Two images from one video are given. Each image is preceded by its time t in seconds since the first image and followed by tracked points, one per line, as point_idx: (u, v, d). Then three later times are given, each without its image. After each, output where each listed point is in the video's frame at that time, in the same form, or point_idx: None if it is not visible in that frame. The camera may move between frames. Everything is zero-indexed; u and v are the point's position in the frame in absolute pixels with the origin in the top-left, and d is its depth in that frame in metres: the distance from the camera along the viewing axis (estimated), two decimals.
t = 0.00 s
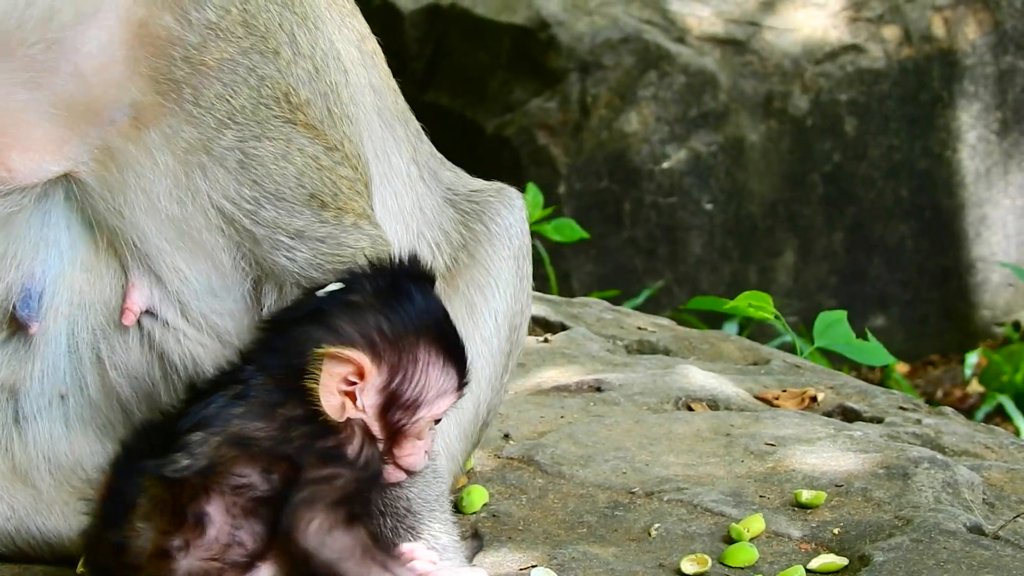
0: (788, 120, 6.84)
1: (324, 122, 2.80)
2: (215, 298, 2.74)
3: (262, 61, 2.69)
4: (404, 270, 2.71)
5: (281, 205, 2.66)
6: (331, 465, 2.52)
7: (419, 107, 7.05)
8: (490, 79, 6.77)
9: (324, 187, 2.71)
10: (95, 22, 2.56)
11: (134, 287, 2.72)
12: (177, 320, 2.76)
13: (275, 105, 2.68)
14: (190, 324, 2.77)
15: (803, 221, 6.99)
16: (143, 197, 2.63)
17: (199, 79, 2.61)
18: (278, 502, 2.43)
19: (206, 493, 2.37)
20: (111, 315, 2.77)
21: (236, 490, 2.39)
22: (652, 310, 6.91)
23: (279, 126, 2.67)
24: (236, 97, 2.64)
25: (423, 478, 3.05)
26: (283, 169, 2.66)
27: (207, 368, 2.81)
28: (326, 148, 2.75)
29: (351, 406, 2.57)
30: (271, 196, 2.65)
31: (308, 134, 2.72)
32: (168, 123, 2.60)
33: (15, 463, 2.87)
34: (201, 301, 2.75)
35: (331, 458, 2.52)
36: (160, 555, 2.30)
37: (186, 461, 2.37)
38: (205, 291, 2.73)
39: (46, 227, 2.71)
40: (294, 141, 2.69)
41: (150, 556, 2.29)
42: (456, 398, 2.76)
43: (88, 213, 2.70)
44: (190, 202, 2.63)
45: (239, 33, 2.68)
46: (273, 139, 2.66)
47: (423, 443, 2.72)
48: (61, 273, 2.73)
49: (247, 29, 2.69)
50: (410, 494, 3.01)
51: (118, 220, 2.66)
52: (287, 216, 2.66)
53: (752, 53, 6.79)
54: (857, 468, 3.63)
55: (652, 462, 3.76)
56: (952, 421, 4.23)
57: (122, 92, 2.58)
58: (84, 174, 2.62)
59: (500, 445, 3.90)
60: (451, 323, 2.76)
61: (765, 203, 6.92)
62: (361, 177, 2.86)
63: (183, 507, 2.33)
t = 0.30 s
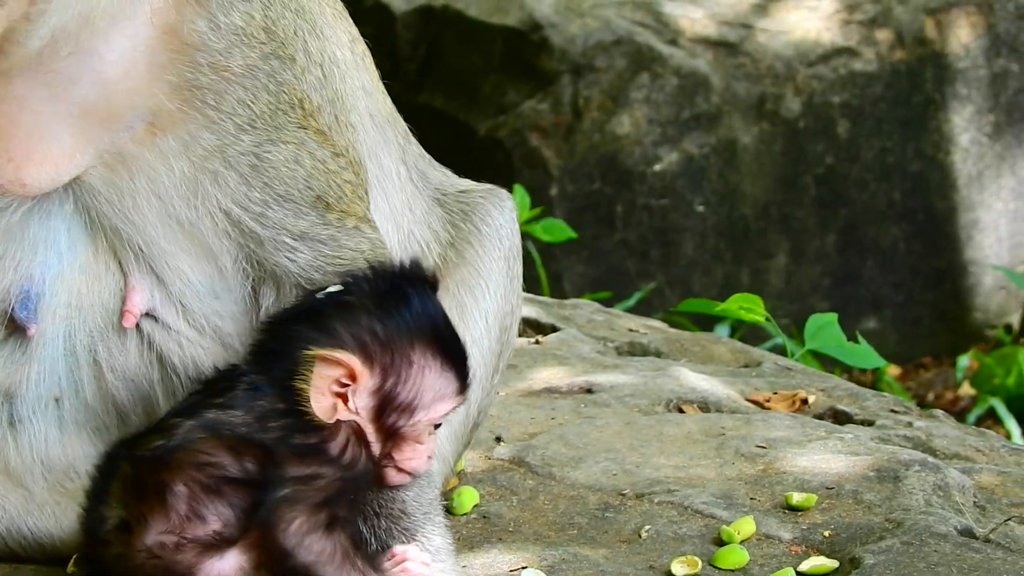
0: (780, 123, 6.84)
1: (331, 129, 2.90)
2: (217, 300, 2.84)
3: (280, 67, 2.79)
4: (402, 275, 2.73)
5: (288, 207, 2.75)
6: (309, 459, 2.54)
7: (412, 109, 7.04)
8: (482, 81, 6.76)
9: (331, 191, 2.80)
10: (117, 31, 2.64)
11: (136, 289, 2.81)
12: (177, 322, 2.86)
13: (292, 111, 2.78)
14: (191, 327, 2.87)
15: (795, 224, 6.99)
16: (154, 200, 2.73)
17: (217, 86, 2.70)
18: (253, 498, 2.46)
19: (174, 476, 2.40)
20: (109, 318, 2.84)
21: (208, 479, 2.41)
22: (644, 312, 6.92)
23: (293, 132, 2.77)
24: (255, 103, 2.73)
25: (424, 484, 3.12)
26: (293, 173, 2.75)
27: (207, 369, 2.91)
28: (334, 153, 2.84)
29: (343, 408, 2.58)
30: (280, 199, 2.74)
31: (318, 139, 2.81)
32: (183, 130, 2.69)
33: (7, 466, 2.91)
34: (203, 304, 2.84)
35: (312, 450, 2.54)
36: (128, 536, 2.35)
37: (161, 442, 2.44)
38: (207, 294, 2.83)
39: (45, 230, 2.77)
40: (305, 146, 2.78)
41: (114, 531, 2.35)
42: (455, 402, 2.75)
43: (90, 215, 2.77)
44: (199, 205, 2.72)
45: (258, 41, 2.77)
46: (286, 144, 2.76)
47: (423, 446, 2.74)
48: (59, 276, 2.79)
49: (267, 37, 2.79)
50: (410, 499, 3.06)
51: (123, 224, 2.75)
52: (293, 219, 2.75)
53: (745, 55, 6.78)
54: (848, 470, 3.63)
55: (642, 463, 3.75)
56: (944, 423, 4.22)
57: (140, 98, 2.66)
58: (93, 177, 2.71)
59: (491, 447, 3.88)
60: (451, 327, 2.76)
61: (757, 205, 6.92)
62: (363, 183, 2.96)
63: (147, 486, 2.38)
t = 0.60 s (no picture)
0: (772, 126, 6.83)
1: (329, 129, 2.93)
2: (216, 300, 2.85)
3: (285, 69, 2.81)
4: (441, 290, 2.75)
5: (291, 206, 2.77)
6: (343, 454, 2.55)
7: (404, 111, 7.03)
8: (474, 83, 6.74)
9: (332, 191, 2.83)
10: (129, 33, 2.61)
11: (134, 290, 2.81)
12: (176, 323, 2.86)
13: (295, 112, 2.80)
14: (189, 328, 2.87)
15: (786, 227, 7.00)
16: (155, 200, 2.73)
17: (224, 87, 2.71)
18: (295, 495, 2.51)
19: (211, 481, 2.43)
20: (106, 318, 2.83)
21: (247, 485, 2.45)
22: (636, 315, 6.91)
23: (296, 133, 2.80)
24: (261, 103, 2.75)
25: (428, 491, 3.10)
26: (296, 173, 2.78)
27: (206, 368, 2.92)
28: (333, 152, 2.88)
29: (383, 423, 2.59)
30: (282, 198, 2.76)
31: (319, 139, 2.85)
32: (188, 131, 2.70)
33: None
34: (201, 304, 2.85)
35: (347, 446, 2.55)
36: (156, 529, 2.38)
37: (200, 447, 2.46)
38: (205, 294, 2.84)
39: (43, 230, 2.75)
40: (308, 146, 2.81)
41: (143, 520, 2.38)
42: (491, 413, 2.75)
43: (87, 215, 2.76)
44: (202, 205, 2.73)
45: (264, 42, 2.78)
46: (289, 144, 2.78)
47: (459, 458, 2.72)
48: (56, 276, 2.77)
49: (273, 37, 2.81)
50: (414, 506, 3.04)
51: (122, 224, 2.75)
52: (295, 217, 2.77)
53: (737, 58, 6.77)
54: (842, 472, 3.61)
55: (637, 464, 3.73)
56: (938, 425, 4.22)
57: (147, 101, 2.65)
58: (95, 178, 2.70)
59: (484, 447, 3.86)
60: (489, 340, 2.77)
61: (749, 208, 6.93)
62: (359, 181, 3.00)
63: (182, 486, 2.41)
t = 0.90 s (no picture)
0: (783, 120, 6.83)
1: (336, 125, 2.95)
2: (220, 296, 2.88)
3: (291, 65, 2.83)
4: (431, 276, 2.76)
5: (296, 201, 2.79)
6: (343, 446, 2.55)
7: (413, 109, 7.06)
8: (483, 81, 6.75)
9: (337, 186, 2.85)
10: (136, 33, 2.66)
11: (140, 287, 2.82)
12: (182, 319, 2.89)
13: (301, 108, 2.82)
14: (194, 324, 2.90)
15: (797, 221, 7.01)
16: (161, 197, 2.76)
17: (231, 84, 2.74)
18: (298, 492, 2.49)
19: (210, 476, 2.40)
20: (112, 315, 2.85)
21: (247, 480, 2.43)
22: (648, 312, 6.91)
23: (303, 128, 2.81)
24: (268, 99, 2.77)
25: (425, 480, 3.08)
26: (302, 168, 2.80)
27: (211, 364, 2.94)
28: (339, 147, 2.90)
29: (380, 410, 2.60)
30: (288, 193, 2.78)
31: (326, 135, 2.86)
32: (195, 128, 2.73)
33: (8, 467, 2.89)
34: (206, 300, 2.88)
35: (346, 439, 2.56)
36: (157, 524, 2.34)
37: (197, 444, 2.44)
38: (210, 290, 2.87)
39: (47, 229, 2.78)
40: (314, 141, 2.82)
41: (142, 518, 2.34)
42: (485, 396, 2.78)
43: (92, 213, 2.78)
44: (208, 200, 2.77)
45: (270, 39, 2.81)
46: (296, 140, 2.80)
47: (457, 441, 2.74)
48: (61, 274, 2.79)
49: (280, 34, 2.83)
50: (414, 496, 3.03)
51: (128, 221, 2.77)
52: (301, 212, 2.80)
53: (748, 52, 6.77)
54: (851, 464, 3.61)
55: (645, 457, 3.74)
56: (948, 416, 4.21)
57: (153, 100, 2.69)
58: (101, 176, 2.73)
59: (493, 442, 3.87)
60: (481, 325, 2.79)
61: (760, 203, 6.94)
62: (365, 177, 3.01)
63: (182, 483, 2.38)
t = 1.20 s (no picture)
0: (786, 98, 6.84)
1: (337, 100, 2.95)
2: (223, 272, 2.87)
3: (292, 40, 2.82)
4: (441, 252, 2.60)
5: (298, 176, 2.78)
6: (337, 433, 2.44)
7: (415, 88, 7.02)
8: (485, 59, 6.70)
9: (339, 161, 2.84)
10: (135, 13, 2.63)
11: (141, 262, 2.83)
12: (184, 294, 2.89)
13: (303, 84, 2.82)
14: (196, 299, 2.90)
15: (801, 199, 7.00)
16: (163, 174, 2.76)
17: (233, 61, 2.74)
18: (287, 484, 2.38)
19: (191, 461, 2.28)
20: (113, 291, 2.87)
21: (232, 468, 2.31)
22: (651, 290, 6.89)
23: (304, 104, 2.81)
24: (270, 74, 2.77)
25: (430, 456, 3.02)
26: (303, 143, 2.79)
27: (215, 339, 2.94)
28: (340, 122, 2.89)
29: (392, 394, 2.43)
30: (290, 168, 2.78)
31: (327, 110, 2.86)
32: (197, 104, 2.73)
33: (11, 442, 2.98)
34: (208, 276, 2.87)
35: (343, 423, 2.44)
36: (134, 507, 2.24)
37: (182, 425, 2.33)
38: (211, 266, 2.86)
39: (49, 204, 2.78)
40: (315, 117, 2.82)
41: (125, 498, 2.25)
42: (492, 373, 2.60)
43: (95, 187, 2.78)
44: (211, 176, 2.76)
45: (271, 15, 2.80)
46: (297, 115, 2.79)
47: (461, 419, 2.58)
48: (63, 250, 2.81)
49: (281, 10, 2.83)
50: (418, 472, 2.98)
51: (130, 197, 2.77)
52: (302, 187, 2.79)
53: (751, 30, 6.79)
54: (850, 439, 3.62)
55: (645, 433, 3.75)
56: (947, 391, 4.21)
57: (155, 78, 2.68)
58: (105, 154, 2.73)
59: (492, 420, 3.87)
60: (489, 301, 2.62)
61: (763, 181, 6.91)
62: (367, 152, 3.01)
63: (162, 466, 2.27)
